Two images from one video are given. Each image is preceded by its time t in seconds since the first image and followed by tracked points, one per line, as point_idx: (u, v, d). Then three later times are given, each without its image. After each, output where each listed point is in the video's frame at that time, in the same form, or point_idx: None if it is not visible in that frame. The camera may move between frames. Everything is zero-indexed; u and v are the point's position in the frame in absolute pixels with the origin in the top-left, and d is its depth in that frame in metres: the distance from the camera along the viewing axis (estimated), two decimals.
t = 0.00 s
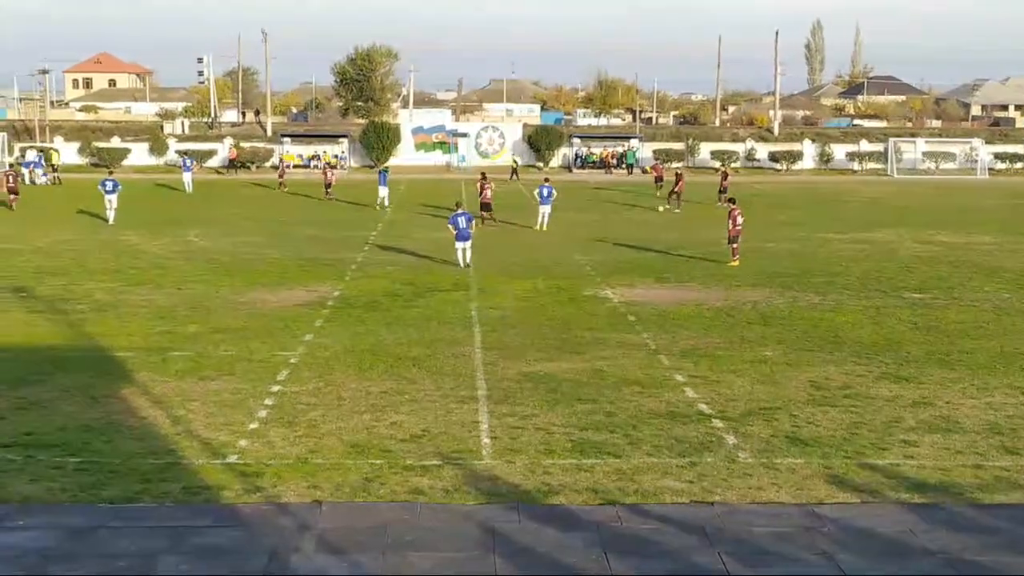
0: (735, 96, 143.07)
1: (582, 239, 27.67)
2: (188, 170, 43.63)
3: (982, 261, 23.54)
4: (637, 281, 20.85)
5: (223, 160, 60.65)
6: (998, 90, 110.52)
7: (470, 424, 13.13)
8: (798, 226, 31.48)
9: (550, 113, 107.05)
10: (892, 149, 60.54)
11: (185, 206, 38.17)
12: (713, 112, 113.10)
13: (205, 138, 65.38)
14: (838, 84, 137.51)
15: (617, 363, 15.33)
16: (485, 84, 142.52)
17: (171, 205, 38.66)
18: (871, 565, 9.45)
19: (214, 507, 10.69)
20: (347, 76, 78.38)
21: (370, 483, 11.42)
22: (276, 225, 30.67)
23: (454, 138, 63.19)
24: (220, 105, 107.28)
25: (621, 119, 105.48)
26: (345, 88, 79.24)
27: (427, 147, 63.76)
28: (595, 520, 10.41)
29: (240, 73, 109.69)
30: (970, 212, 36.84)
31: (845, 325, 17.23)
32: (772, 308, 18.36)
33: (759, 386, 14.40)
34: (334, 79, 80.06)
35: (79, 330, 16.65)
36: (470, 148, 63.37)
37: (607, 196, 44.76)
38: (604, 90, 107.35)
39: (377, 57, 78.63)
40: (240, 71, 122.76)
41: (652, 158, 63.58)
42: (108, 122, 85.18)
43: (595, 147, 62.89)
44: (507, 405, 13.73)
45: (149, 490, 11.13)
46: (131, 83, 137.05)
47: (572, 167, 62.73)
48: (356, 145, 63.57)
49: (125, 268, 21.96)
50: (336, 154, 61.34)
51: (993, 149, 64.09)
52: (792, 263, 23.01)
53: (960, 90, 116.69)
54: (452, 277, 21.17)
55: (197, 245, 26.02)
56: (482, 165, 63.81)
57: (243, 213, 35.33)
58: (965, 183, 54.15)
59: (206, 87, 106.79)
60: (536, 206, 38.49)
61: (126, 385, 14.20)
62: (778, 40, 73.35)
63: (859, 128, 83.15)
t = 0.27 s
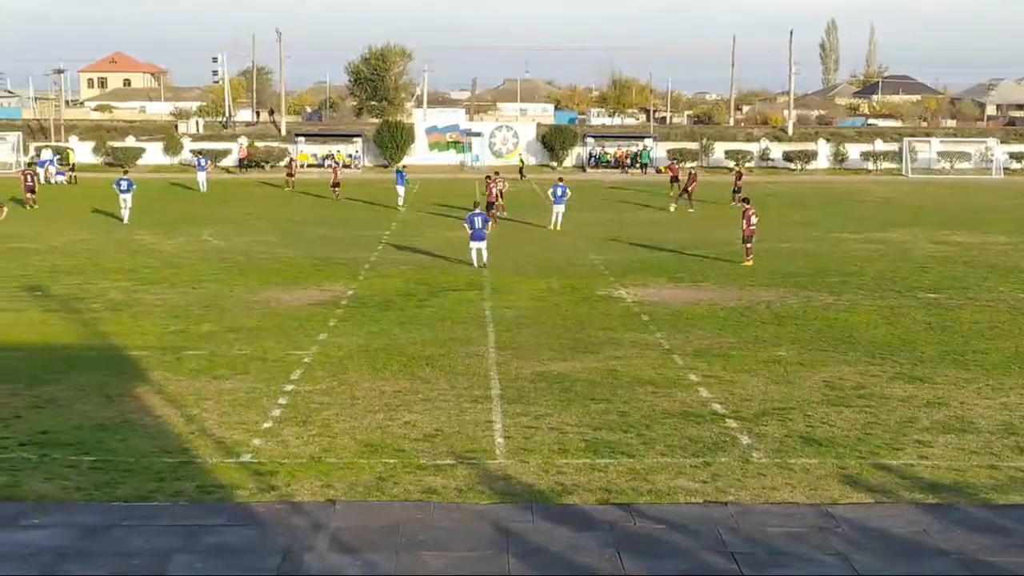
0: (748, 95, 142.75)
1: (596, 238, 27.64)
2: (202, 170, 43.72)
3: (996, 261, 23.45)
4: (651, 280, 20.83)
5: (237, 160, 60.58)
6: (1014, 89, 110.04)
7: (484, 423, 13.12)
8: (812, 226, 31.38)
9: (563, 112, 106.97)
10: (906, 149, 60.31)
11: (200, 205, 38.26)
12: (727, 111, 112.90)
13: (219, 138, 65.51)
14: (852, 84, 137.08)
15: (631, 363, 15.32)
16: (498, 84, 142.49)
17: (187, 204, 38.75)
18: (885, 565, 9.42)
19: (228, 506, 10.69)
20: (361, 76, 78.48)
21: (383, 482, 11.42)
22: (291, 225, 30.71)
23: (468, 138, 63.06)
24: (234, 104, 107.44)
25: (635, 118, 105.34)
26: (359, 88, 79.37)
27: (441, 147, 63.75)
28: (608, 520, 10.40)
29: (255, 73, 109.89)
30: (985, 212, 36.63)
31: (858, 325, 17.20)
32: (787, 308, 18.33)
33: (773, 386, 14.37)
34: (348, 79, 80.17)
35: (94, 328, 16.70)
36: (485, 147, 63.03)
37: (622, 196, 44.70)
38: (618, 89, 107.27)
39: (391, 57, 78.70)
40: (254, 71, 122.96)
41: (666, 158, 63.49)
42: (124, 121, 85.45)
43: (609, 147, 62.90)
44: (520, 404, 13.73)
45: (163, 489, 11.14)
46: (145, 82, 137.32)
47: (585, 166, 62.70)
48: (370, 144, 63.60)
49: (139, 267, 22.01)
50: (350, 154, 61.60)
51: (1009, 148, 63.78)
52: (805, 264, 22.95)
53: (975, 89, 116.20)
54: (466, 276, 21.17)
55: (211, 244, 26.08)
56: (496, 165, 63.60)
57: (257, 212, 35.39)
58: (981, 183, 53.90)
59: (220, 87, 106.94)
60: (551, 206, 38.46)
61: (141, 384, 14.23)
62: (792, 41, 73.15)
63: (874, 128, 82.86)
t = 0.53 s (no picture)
0: (759, 95, 142.63)
1: (606, 238, 27.62)
2: (213, 170, 43.78)
3: (1008, 262, 23.39)
4: (662, 280, 20.82)
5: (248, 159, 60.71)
6: None
7: (494, 423, 13.12)
8: (824, 226, 31.34)
9: (574, 112, 106.96)
10: (917, 149, 60.27)
11: (212, 205, 38.32)
12: (737, 111, 112.86)
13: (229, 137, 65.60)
14: (863, 84, 136.87)
15: (641, 363, 15.31)
16: (508, 84, 142.48)
17: (198, 203, 38.82)
18: (896, 565, 9.40)
19: (239, 506, 10.70)
20: (372, 76, 78.55)
21: (394, 482, 11.42)
22: (302, 225, 30.74)
23: (479, 137, 62.98)
24: (244, 104, 107.58)
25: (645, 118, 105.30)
26: (370, 88, 79.42)
27: (451, 146, 63.66)
28: (618, 520, 10.39)
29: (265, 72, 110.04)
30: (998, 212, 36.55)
31: (869, 325, 17.18)
32: (797, 309, 18.32)
33: (784, 386, 14.36)
34: (359, 79, 80.24)
35: (104, 328, 16.72)
36: (495, 147, 62.97)
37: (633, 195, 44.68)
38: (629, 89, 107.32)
39: (402, 57, 78.75)
40: (265, 71, 123.15)
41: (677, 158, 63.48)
42: (136, 121, 85.67)
43: (619, 147, 62.97)
44: (530, 404, 13.73)
45: (173, 488, 11.15)
46: (156, 82, 137.52)
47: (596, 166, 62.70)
48: (380, 144, 63.61)
49: (150, 267, 22.05)
50: (360, 154, 61.54)
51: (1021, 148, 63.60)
52: (816, 264, 22.92)
53: (987, 89, 115.96)
54: (476, 276, 21.17)
55: (222, 243, 26.10)
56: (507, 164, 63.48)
57: (269, 212, 35.42)
58: (992, 183, 53.79)
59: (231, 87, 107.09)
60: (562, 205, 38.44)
61: (152, 384, 14.25)
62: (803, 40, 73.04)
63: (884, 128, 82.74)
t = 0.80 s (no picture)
0: (766, 95, 142.53)
1: (614, 238, 27.62)
2: (220, 169, 43.79)
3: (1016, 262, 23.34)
4: (669, 280, 20.81)
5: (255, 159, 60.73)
6: None
7: (501, 423, 13.12)
8: (832, 226, 31.31)
9: (580, 112, 106.91)
10: (924, 149, 60.01)
11: (219, 204, 38.34)
12: (744, 111, 112.77)
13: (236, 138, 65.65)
14: (871, 84, 136.61)
15: (648, 363, 15.31)
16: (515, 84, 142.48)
17: (206, 203, 38.85)
18: (902, 566, 9.38)
19: (245, 505, 10.70)
20: (379, 76, 78.61)
21: (400, 482, 11.42)
22: (309, 225, 30.77)
23: (485, 138, 63.05)
24: (251, 105, 107.62)
25: (652, 118, 105.20)
26: (377, 88, 79.43)
27: (458, 147, 63.73)
28: (624, 520, 10.38)
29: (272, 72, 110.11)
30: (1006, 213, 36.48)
31: (877, 325, 17.17)
32: (804, 309, 18.31)
33: (791, 386, 14.35)
34: (366, 79, 80.31)
35: (111, 328, 16.73)
36: (502, 147, 63.11)
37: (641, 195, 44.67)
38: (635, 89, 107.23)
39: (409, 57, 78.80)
40: (272, 71, 123.29)
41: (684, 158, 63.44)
42: (143, 121, 85.78)
43: (626, 147, 62.94)
44: (537, 404, 13.73)
45: (180, 488, 11.16)
46: (164, 82, 137.61)
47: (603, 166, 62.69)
48: (387, 144, 63.62)
49: (157, 266, 22.07)
50: (367, 154, 61.61)
51: None
52: (823, 264, 22.89)
53: (995, 89, 115.69)
54: (483, 276, 21.18)
55: (229, 243, 26.12)
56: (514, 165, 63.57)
57: (276, 211, 35.44)
58: (1000, 183, 53.66)
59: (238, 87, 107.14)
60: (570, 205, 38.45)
61: (158, 384, 14.26)
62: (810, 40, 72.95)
63: (892, 128, 82.60)
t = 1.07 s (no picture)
0: (773, 95, 142.44)
1: (621, 238, 27.64)
2: (228, 169, 43.84)
3: None
4: (676, 280, 20.81)
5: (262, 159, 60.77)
6: None
7: (507, 423, 13.13)
8: (839, 226, 31.31)
9: (588, 112, 106.93)
10: (931, 148, 59.81)
11: (227, 204, 38.39)
12: (751, 111, 112.70)
13: (243, 137, 65.72)
14: (879, 83, 136.46)
15: (654, 363, 15.31)
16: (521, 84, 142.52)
17: (214, 203, 38.89)
18: (908, 566, 9.38)
19: (252, 505, 10.71)
20: (386, 76, 78.68)
21: (406, 482, 11.43)
22: (316, 225, 30.78)
23: (492, 137, 63.03)
24: (258, 105, 107.69)
25: (659, 118, 105.16)
26: (384, 88, 79.51)
27: (465, 147, 63.76)
28: (631, 520, 10.38)
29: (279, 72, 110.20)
30: (1014, 213, 36.44)
31: (884, 326, 17.16)
32: (811, 309, 18.31)
33: (798, 386, 14.34)
34: (373, 79, 80.37)
35: (118, 327, 16.76)
36: (509, 147, 62.97)
37: (649, 195, 44.68)
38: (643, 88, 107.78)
39: (416, 57, 78.83)
40: (279, 71, 123.36)
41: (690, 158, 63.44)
42: (150, 121, 85.86)
43: (633, 146, 62.96)
44: (544, 404, 13.74)
45: (187, 488, 11.17)
46: (171, 82, 137.72)
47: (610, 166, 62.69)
48: (394, 144, 63.64)
49: (164, 266, 22.09)
50: (374, 154, 61.43)
51: None
52: (830, 264, 22.89)
53: (1003, 89, 115.47)
54: (490, 276, 21.18)
55: (236, 243, 26.14)
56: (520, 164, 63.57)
57: (285, 211, 35.47)
58: (1007, 183, 53.61)
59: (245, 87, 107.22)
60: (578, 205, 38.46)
61: (165, 384, 14.27)
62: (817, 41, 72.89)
63: (899, 128, 82.48)
